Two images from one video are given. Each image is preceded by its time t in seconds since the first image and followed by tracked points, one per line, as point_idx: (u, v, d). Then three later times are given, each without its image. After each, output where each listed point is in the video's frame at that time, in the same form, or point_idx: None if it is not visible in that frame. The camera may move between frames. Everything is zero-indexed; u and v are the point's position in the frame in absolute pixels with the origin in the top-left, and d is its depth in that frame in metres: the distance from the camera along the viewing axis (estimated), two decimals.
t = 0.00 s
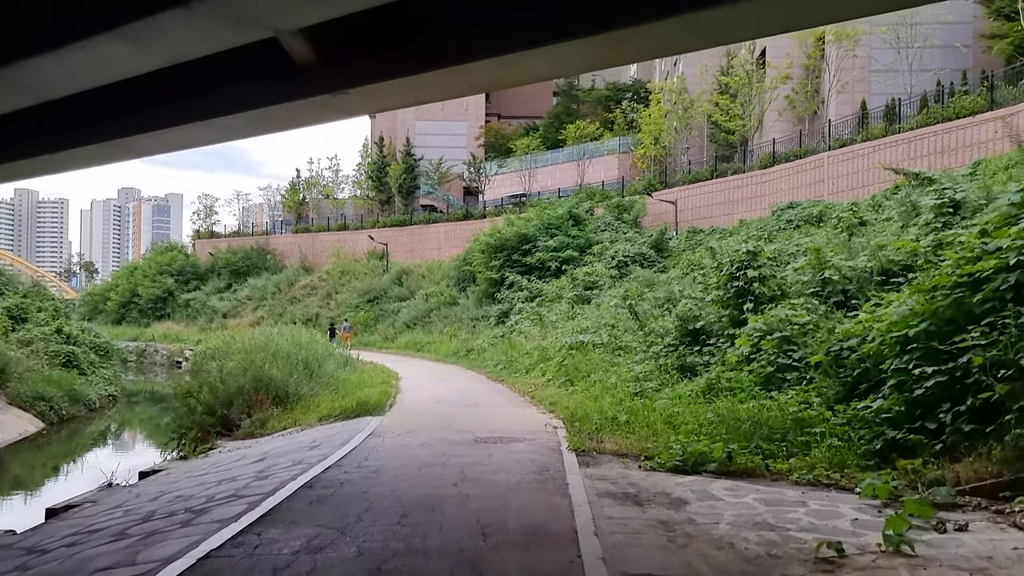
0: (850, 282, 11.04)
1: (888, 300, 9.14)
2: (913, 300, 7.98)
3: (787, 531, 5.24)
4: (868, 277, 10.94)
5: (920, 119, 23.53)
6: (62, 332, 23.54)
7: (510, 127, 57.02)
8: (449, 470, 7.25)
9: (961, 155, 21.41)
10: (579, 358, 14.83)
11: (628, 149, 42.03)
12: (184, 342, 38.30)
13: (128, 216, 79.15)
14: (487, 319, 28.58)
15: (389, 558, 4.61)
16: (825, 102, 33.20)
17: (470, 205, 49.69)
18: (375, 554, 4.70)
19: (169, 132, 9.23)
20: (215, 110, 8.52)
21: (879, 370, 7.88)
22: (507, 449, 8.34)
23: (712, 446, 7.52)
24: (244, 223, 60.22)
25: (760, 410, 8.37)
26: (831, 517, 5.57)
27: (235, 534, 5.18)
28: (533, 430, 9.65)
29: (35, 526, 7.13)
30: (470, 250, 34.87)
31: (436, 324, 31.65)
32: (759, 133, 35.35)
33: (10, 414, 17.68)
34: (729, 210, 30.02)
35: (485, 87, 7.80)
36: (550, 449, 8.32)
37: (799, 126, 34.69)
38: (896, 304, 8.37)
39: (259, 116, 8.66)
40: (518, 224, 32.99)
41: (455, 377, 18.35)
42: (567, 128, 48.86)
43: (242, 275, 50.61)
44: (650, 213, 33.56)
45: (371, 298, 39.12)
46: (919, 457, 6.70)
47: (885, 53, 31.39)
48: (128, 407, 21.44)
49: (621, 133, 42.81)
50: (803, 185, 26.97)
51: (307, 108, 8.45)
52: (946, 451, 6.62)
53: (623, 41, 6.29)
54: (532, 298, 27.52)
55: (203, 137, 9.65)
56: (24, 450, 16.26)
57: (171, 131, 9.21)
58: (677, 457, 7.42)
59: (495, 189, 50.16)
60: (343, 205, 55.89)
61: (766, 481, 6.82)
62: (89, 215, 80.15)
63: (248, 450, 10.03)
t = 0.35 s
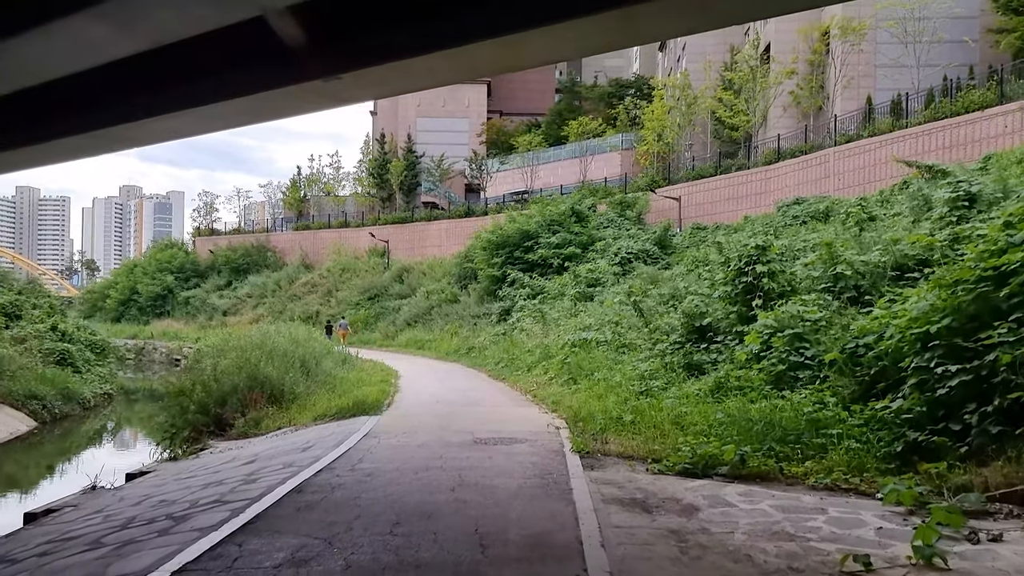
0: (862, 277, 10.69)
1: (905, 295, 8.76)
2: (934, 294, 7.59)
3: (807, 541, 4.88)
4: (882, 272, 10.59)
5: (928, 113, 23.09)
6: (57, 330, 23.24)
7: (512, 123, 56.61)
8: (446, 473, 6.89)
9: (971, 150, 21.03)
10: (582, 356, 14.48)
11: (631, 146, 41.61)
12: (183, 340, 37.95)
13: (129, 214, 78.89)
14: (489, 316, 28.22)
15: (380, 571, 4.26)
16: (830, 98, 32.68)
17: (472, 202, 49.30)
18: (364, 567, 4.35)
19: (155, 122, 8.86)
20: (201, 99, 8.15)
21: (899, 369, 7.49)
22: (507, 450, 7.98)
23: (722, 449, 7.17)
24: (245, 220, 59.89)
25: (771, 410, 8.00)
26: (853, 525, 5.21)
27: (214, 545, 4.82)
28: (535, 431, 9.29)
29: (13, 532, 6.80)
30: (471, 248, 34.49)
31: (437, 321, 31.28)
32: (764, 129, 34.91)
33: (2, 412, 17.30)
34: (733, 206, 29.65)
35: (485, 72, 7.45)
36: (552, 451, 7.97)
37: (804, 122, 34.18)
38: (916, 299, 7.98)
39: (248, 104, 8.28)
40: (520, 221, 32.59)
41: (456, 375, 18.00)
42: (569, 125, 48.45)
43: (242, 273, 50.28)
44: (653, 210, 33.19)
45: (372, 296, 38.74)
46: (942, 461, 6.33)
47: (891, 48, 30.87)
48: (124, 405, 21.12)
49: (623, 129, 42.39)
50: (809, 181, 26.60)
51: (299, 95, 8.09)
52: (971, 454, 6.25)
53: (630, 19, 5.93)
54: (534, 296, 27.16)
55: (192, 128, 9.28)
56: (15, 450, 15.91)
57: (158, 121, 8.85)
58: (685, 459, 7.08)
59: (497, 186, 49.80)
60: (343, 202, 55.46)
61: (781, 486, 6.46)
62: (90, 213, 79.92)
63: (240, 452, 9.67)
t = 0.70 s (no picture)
0: (877, 278, 10.32)
1: (925, 296, 8.38)
2: (957, 296, 7.21)
3: (834, 564, 4.51)
4: (898, 272, 10.22)
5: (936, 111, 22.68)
6: (52, 330, 22.94)
7: (514, 122, 56.27)
8: (444, 485, 6.53)
9: (982, 147, 20.67)
10: (586, 358, 14.12)
11: (634, 144, 41.22)
12: (182, 340, 37.61)
13: (129, 213, 78.64)
14: (491, 316, 27.87)
15: None
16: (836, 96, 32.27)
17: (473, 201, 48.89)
18: None
19: (141, 118, 8.46)
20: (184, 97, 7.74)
21: (922, 374, 7.11)
22: (509, 460, 7.60)
23: (736, 458, 6.80)
24: (245, 219, 59.56)
25: (786, 417, 7.62)
26: (881, 545, 4.84)
27: (193, 567, 4.47)
28: (538, 437, 8.94)
29: None
30: (473, 247, 34.14)
31: (438, 322, 30.90)
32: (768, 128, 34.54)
33: None
34: (738, 205, 29.27)
35: (483, 64, 7.09)
36: (556, 460, 7.61)
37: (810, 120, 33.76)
38: (938, 300, 7.59)
39: (238, 99, 7.90)
40: (522, 220, 32.21)
41: (457, 377, 17.64)
42: (571, 123, 48.08)
43: (243, 272, 49.95)
44: (656, 209, 32.80)
45: (372, 296, 38.36)
46: (971, 472, 5.95)
47: (897, 45, 30.42)
48: (119, 407, 20.80)
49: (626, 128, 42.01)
50: (815, 179, 26.21)
51: (289, 90, 7.72)
52: (1003, 465, 5.86)
53: (639, 4, 5.56)
54: (536, 296, 26.81)
55: (181, 126, 8.90)
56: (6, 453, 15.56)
57: (142, 118, 8.47)
58: (696, 469, 6.72)
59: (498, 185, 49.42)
60: (344, 201, 55.05)
61: (798, 499, 6.10)
62: (91, 212, 79.68)
63: (231, 459, 9.33)
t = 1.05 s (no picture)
0: (894, 275, 9.95)
1: (947, 294, 8.00)
2: (982, 292, 6.82)
3: None
4: (916, 269, 9.85)
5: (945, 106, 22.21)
6: (47, 330, 22.65)
7: (515, 119, 55.83)
8: (443, 493, 6.16)
9: (992, 142, 20.26)
10: (590, 357, 13.75)
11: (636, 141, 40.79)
12: (181, 339, 37.26)
13: (130, 212, 78.37)
14: (492, 315, 27.48)
15: None
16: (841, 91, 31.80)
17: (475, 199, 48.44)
18: None
19: (128, 112, 8.07)
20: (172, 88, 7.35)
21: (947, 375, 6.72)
22: (513, 466, 7.23)
23: (751, 465, 6.44)
24: (245, 218, 59.18)
25: (802, 421, 7.26)
26: (914, 561, 4.49)
27: None
28: (541, 441, 8.57)
29: None
30: (474, 244, 33.75)
31: (439, 320, 30.53)
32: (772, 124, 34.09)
33: None
34: (742, 202, 28.86)
35: (483, 49, 6.70)
36: (561, 466, 7.25)
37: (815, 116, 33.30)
38: (962, 296, 7.20)
39: (228, 90, 7.52)
40: (524, 217, 31.79)
41: (458, 377, 17.28)
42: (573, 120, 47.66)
43: (243, 271, 49.61)
44: (660, 206, 32.38)
45: (373, 294, 37.98)
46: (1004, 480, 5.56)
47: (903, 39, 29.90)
48: (115, 407, 20.48)
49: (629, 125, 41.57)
50: (821, 176, 25.80)
51: (279, 79, 7.33)
52: None
53: None
54: (539, 294, 26.43)
55: (171, 119, 8.52)
56: None
57: (128, 111, 8.09)
58: (711, 475, 6.37)
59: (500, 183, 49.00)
60: (345, 199, 54.66)
61: (819, 509, 5.73)
62: (93, 212, 79.50)
63: (222, 464, 8.98)
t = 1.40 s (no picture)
0: (911, 270, 9.58)
1: (972, 288, 7.60)
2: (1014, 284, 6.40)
3: None
4: (935, 263, 9.47)
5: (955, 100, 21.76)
6: (43, 328, 22.38)
7: (518, 116, 55.44)
8: (442, 499, 5.80)
9: (1006, 136, 19.79)
10: (595, 356, 13.38)
11: (640, 138, 40.35)
12: (181, 337, 36.99)
13: (134, 211, 78.21)
14: (494, 313, 27.11)
15: None
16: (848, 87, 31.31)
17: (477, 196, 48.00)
18: None
19: (112, 104, 7.66)
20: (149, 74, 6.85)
21: (977, 374, 6.31)
22: (516, 469, 6.85)
23: (769, 468, 6.05)
24: (247, 216, 58.87)
25: (821, 422, 6.87)
26: None
27: None
28: (544, 442, 8.21)
29: None
30: (476, 241, 33.38)
31: (441, 318, 30.19)
32: (777, 121, 33.66)
33: None
34: (748, 198, 28.46)
35: (485, 31, 6.27)
36: (566, 468, 6.88)
37: (821, 112, 32.83)
38: (991, 289, 6.79)
39: (213, 78, 7.06)
40: (526, 214, 31.38)
41: (459, 375, 16.92)
42: (576, 117, 47.24)
43: (244, 269, 49.34)
44: (664, 203, 31.98)
45: (375, 292, 37.65)
46: None
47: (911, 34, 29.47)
48: (112, 406, 20.18)
49: (633, 122, 41.14)
50: (828, 172, 25.39)
51: (267, 67, 6.85)
52: None
53: None
54: (541, 292, 26.05)
55: (158, 110, 8.13)
56: None
57: (107, 103, 7.60)
58: (727, 480, 6.00)
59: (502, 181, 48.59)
60: (347, 197, 54.33)
61: (844, 518, 5.34)
62: (96, 211, 79.37)
63: (213, 466, 8.63)
